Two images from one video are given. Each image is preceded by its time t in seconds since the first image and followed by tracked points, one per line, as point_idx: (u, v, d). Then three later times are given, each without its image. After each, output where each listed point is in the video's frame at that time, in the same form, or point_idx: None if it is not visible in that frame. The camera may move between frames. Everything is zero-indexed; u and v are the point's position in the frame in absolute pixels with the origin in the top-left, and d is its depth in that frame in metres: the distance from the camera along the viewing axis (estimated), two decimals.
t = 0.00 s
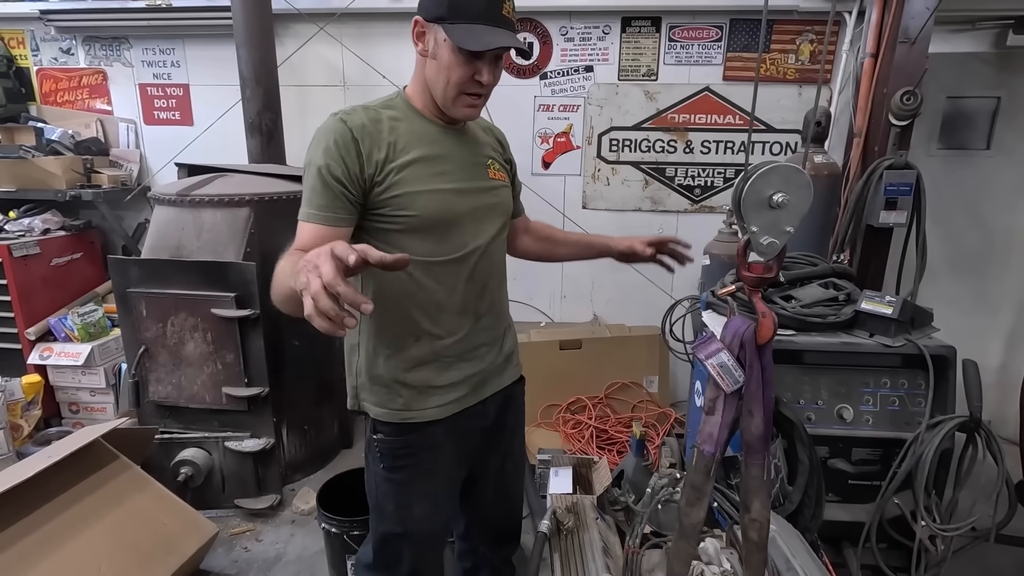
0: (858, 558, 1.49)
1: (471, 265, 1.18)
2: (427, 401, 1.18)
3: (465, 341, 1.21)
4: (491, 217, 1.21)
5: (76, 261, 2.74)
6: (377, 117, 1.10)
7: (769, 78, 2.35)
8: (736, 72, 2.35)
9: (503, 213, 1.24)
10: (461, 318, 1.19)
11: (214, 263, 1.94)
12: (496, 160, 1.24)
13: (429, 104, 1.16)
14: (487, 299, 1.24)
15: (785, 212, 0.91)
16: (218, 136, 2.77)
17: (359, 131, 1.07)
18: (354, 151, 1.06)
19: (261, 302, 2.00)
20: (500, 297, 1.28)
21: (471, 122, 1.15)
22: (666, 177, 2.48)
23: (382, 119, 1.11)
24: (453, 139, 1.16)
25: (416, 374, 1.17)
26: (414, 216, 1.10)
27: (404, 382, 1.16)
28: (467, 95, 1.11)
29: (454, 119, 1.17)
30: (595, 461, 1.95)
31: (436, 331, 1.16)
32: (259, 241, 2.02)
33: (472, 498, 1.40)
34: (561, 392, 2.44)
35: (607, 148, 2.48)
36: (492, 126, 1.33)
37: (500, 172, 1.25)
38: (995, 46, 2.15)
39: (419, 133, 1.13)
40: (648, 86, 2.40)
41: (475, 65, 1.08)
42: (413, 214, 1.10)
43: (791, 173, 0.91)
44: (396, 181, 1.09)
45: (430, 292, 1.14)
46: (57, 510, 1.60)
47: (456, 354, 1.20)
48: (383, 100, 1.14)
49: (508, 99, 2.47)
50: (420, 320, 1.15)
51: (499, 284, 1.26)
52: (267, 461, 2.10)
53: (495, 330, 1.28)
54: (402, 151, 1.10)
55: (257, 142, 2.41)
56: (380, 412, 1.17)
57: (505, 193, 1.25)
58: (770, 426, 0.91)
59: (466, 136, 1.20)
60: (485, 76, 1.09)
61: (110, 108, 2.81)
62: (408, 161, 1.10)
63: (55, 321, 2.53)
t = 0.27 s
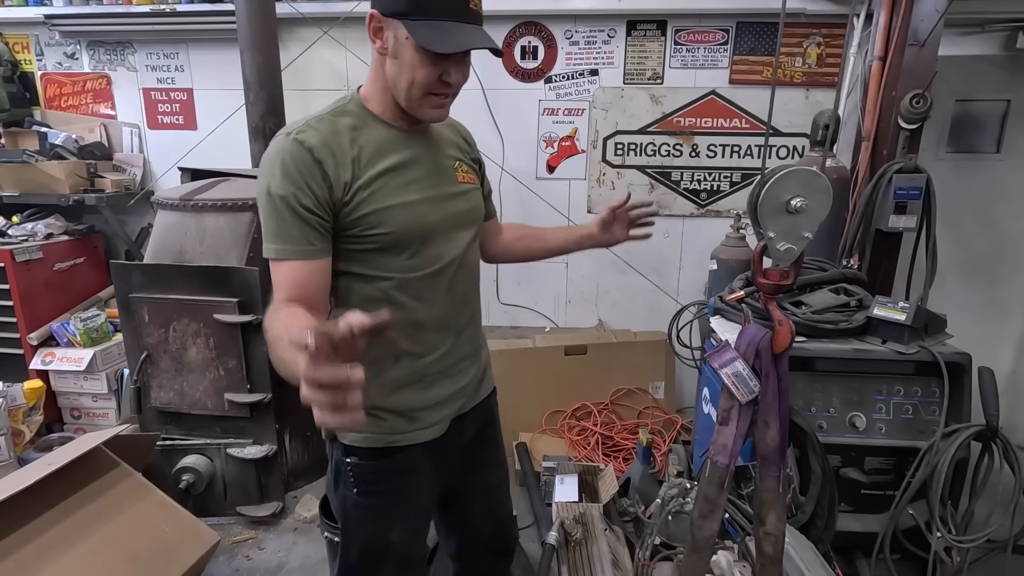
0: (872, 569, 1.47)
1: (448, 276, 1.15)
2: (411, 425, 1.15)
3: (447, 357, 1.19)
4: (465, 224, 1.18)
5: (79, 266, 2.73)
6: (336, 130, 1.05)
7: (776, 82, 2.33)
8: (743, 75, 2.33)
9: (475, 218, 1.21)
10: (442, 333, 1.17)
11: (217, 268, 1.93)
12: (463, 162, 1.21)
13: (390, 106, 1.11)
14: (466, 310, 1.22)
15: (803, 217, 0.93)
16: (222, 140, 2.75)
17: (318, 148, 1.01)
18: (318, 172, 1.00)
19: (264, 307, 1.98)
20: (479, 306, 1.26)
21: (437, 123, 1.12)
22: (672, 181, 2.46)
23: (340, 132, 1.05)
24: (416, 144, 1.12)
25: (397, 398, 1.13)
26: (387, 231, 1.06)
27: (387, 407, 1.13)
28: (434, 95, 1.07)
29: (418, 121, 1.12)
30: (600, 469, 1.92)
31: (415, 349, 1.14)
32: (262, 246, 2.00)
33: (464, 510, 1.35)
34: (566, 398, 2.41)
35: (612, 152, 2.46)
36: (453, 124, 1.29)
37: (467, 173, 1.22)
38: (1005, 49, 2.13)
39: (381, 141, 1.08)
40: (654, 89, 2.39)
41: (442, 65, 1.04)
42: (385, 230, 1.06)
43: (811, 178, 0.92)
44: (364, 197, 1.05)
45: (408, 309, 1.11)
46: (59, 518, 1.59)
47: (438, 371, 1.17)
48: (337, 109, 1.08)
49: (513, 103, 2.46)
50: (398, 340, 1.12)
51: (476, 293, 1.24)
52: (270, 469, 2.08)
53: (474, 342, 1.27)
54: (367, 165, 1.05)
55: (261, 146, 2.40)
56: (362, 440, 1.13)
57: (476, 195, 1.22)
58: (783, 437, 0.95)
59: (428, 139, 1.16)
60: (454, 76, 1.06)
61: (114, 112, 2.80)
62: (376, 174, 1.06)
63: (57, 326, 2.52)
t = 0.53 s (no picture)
0: None
1: (418, 289, 1.15)
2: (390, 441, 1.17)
3: (418, 370, 1.20)
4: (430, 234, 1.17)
5: (80, 270, 2.73)
6: (289, 147, 0.99)
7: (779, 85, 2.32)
8: (745, 78, 2.33)
9: (440, 227, 1.20)
10: (416, 347, 1.18)
11: (218, 272, 1.93)
12: (422, 168, 1.19)
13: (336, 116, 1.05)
14: (437, 320, 1.23)
15: (807, 221, 0.92)
16: (224, 144, 2.75)
17: (275, 170, 0.95)
18: (280, 196, 0.94)
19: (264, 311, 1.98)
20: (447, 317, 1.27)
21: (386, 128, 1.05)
22: (674, 184, 2.45)
23: (293, 147, 1.00)
24: (374, 154, 1.09)
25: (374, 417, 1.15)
26: (356, 251, 1.04)
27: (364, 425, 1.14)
28: (376, 99, 1.00)
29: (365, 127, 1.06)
30: (602, 475, 1.93)
31: (387, 365, 1.14)
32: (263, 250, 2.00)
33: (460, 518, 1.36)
34: (568, 402, 2.40)
35: (614, 156, 2.45)
36: (407, 127, 1.25)
37: (427, 179, 1.19)
38: (1008, 52, 2.12)
39: (339, 157, 1.04)
40: (656, 93, 2.38)
41: (376, 66, 0.96)
42: (352, 250, 1.03)
43: (814, 183, 0.91)
44: (328, 217, 1.00)
45: (379, 327, 1.11)
46: (59, 523, 1.58)
47: (411, 384, 1.18)
48: (285, 121, 1.02)
49: (514, 107, 2.46)
50: (372, 359, 1.12)
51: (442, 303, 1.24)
52: (270, 474, 2.07)
53: (444, 351, 1.28)
54: (327, 181, 1.01)
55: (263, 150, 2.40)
56: (339, 460, 1.14)
57: (438, 201, 1.20)
58: (788, 444, 0.94)
59: (383, 148, 1.12)
60: (391, 76, 0.98)
61: (117, 117, 2.81)
62: (339, 193, 1.02)
63: (59, 330, 2.51)
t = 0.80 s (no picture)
0: None
1: (392, 296, 1.14)
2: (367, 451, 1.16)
3: (396, 378, 1.19)
4: (404, 239, 1.15)
5: (81, 272, 2.73)
6: (250, 153, 0.97)
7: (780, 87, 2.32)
8: (746, 80, 2.32)
9: (417, 232, 1.19)
10: (392, 355, 1.17)
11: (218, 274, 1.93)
12: (398, 171, 1.17)
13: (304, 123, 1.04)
14: (414, 328, 1.22)
15: (807, 221, 0.91)
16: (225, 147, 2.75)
17: (235, 175, 0.93)
18: (239, 204, 0.92)
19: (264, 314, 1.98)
20: (423, 323, 1.25)
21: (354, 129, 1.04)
22: (675, 186, 2.44)
23: (255, 152, 0.98)
24: (342, 159, 1.07)
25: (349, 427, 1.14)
26: (322, 259, 1.02)
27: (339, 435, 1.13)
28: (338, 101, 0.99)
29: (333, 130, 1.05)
30: (603, 478, 1.92)
31: (362, 373, 1.13)
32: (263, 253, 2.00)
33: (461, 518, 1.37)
34: (569, 405, 2.39)
35: (614, 158, 2.45)
36: (386, 130, 1.23)
37: (403, 183, 1.17)
38: (1010, 53, 2.11)
39: (305, 162, 1.02)
40: (656, 95, 2.38)
41: (329, 67, 0.96)
42: (318, 256, 1.01)
43: (814, 182, 0.90)
44: (292, 223, 0.98)
45: (351, 336, 1.10)
46: (58, 525, 1.57)
47: (388, 393, 1.18)
48: (248, 127, 1.01)
49: (515, 110, 2.46)
50: (345, 368, 1.11)
51: (418, 310, 1.23)
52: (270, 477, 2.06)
53: (423, 358, 1.27)
54: (291, 186, 0.99)
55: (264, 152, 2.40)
56: (314, 471, 1.13)
57: (414, 205, 1.18)
58: (788, 447, 0.93)
59: (355, 152, 1.10)
60: (348, 77, 0.98)
61: (119, 120, 2.81)
62: (303, 199, 1.00)
63: (59, 332, 2.51)
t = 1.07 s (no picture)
0: None
1: (368, 303, 1.11)
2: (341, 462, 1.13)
3: (375, 388, 1.15)
4: (387, 245, 1.14)
5: (83, 275, 2.74)
6: (226, 154, 0.98)
7: (780, 90, 2.32)
8: (746, 83, 2.32)
9: (401, 239, 1.17)
10: (368, 364, 1.13)
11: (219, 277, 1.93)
12: (387, 178, 1.16)
13: (287, 124, 1.05)
14: (396, 337, 1.18)
15: (803, 223, 0.91)
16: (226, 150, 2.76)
17: (206, 176, 0.94)
18: (207, 204, 0.93)
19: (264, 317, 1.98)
20: (410, 333, 1.22)
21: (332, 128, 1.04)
22: (675, 189, 2.44)
23: (232, 154, 0.99)
24: (324, 162, 1.07)
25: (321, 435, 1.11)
26: (290, 263, 1.01)
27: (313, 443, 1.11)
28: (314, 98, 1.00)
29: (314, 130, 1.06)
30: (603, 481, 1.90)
31: (338, 382, 1.11)
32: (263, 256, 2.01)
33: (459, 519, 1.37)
34: (569, 408, 2.38)
35: (614, 161, 2.45)
36: (382, 137, 1.23)
37: (391, 189, 1.16)
38: (1011, 56, 2.11)
39: (283, 164, 1.02)
40: (657, 98, 2.38)
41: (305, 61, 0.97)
42: (286, 259, 1.01)
43: (810, 184, 0.91)
44: (261, 225, 0.99)
45: (323, 343, 1.08)
46: (56, 528, 1.57)
47: (366, 403, 1.14)
48: (231, 129, 1.02)
49: (514, 113, 2.46)
50: (318, 375, 1.09)
51: (404, 319, 1.20)
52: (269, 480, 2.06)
53: (409, 369, 1.22)
54: (264, 189, 0.99)
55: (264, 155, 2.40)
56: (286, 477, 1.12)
57: (401, 212, 1.17)
58: (785, 450, 0.93)
59: (341, 156, 1.10)
60: (322, 71, 0.98)
61: (121, 124, 2.83)
62: (275, 202, 1.00)
63: (61, 335, 2.52)
